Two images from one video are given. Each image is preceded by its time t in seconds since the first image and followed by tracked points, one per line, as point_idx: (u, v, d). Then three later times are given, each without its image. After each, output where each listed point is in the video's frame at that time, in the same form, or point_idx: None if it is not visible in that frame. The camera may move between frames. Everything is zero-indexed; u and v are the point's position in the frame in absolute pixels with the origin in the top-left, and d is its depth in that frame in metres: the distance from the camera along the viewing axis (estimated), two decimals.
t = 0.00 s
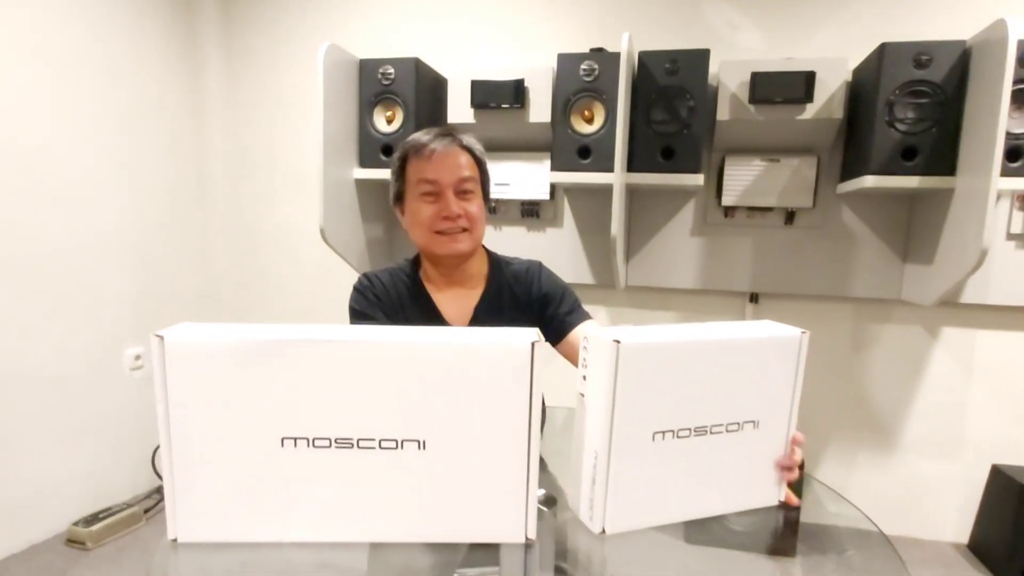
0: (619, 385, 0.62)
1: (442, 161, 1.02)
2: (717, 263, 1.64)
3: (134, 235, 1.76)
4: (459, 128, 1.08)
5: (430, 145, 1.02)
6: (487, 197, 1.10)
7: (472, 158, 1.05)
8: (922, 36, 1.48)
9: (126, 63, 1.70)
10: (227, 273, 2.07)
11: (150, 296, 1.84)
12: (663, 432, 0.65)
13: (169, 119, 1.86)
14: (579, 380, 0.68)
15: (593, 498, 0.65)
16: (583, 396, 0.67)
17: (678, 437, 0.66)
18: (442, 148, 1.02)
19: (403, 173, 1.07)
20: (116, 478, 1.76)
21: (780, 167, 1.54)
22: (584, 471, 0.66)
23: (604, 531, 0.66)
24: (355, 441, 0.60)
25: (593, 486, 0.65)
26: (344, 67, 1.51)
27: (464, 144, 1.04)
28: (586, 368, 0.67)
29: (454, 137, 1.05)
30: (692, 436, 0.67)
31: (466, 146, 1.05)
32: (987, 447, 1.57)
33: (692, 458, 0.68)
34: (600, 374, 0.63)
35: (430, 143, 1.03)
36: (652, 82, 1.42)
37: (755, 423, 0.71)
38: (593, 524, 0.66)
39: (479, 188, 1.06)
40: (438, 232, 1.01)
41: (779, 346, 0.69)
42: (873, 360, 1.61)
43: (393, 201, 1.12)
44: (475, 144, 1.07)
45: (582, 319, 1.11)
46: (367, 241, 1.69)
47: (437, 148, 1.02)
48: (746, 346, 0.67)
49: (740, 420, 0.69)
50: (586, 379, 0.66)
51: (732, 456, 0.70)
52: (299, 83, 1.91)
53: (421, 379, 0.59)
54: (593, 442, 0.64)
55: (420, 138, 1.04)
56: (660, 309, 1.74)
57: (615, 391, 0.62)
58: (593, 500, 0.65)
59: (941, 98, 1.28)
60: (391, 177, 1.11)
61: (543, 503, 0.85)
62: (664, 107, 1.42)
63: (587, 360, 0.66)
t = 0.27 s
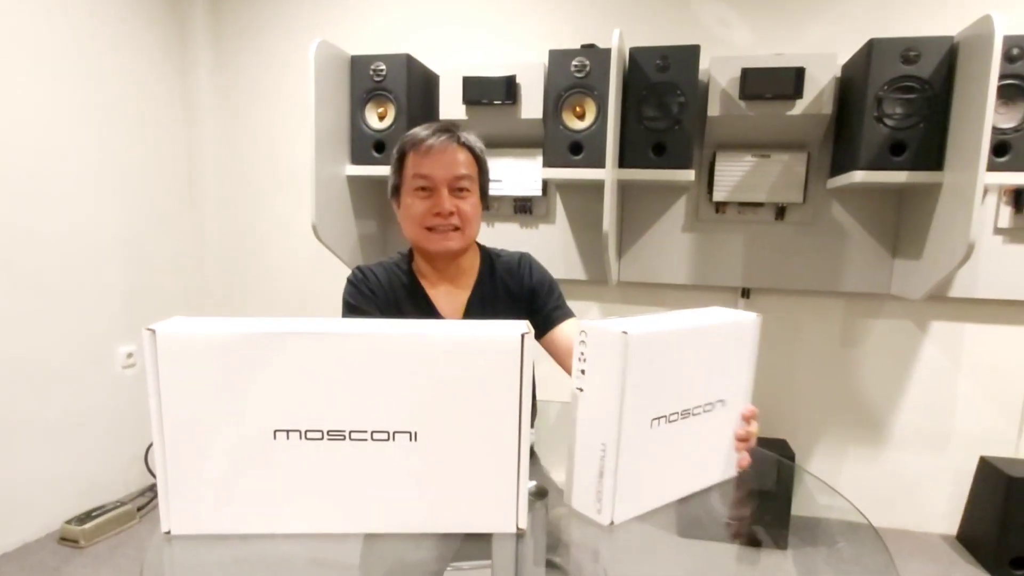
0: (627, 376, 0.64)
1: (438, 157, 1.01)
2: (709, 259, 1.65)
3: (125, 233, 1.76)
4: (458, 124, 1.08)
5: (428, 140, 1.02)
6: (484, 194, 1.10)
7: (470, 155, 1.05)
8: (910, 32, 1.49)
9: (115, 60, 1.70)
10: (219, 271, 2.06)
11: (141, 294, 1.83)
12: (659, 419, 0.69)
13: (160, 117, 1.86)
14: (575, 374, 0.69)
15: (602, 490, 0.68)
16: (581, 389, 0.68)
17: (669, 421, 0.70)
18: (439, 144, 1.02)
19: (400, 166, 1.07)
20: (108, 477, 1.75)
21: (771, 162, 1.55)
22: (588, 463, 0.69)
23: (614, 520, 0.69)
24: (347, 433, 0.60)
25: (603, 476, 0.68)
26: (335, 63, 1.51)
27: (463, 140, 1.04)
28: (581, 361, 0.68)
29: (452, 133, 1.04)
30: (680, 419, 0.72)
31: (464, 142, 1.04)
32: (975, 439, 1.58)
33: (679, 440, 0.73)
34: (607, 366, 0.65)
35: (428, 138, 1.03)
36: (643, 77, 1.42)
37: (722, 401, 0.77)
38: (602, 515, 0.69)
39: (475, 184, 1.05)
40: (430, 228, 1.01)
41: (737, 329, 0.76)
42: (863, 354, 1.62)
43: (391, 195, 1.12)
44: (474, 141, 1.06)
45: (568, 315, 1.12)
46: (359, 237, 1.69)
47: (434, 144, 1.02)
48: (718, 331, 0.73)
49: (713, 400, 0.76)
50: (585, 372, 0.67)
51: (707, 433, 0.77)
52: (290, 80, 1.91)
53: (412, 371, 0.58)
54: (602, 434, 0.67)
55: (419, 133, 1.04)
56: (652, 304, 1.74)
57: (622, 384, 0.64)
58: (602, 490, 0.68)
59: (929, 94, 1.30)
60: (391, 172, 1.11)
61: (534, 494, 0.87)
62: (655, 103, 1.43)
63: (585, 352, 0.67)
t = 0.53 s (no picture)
0: (639, 375, 0.63)
1: (453, 157, 1.00)
2: (705, 257, 1.65)
3: (121, 233, 1.75)
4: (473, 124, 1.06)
5: (443, 140, 1.01)
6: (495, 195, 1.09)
7: (484, 156, 1.04)
8: (905, 30, 1.50)
9: (110, 59, 1.69)
10: (215, 271, 2.06)
11: (137, 294, 1.82)
12: (663, 414, 0.68)
13: (155, 116, 1.85)
14: (580, 375, 0.65)
15: (611, 488, 0.67)
16: (589, 389, 0.65)
17: (670, 417, 0.70)
18: (454, 144, 1.01)
19: (412, 165, 1.06)
20: (105, 478, 1.75)
21: (767, 160, 1.55)
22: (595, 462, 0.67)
23: (622, 518, 0.68)
24: (342, 432, 0.59)
25: (611, 476, 0.67)
26: (331, 62, 1.51)
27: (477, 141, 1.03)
28: (590, 361, 0.65)
29: (467, 132, 1.03)
30: (679, 414, 0.71)
31: (478, 143, 1.03)
32: (971, 436, 1.59)
33: (678, 435, 0.73)
34: (618, 366, 0.63)
35: (443, 137, 1.02)
36: (638, 76, 1.42)
37: (711, 393, 0.78)
38: (611, 514, 0.69)
39: (488, 186, 1.04)
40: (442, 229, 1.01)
41: (725, 321, 0.76)
42: (860, 352, 1.63)
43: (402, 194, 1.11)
44: (488, 141, 1.05)
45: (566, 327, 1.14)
46: (356, 236, 1.68)
47: (448, 144, 1.00)
48: (709, 324, 0.73)
49: (704, 393, 0.76)
50: (593, 372, 0.65)
51: (700, 426, 0.77)
52: (286, 79, 1.90)
53: (408, 370, 0.58)
54: (610, 434, 0.65)
55: (433, 132, 1.03)
56: (649, 303, 1.74)
57: (635, 383, 0.63)
58: (612, 489, 0.67)
59: (925, 92, 1.30)
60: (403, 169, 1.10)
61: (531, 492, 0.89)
62: (651, 101, 1.43)
63: (593, 352, 0.64)
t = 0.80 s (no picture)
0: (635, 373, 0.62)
1: (472, 157, 1.00)
2: (701, 254, 1.65)
3: (114, 231, 1.74)
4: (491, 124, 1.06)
5: (463, 138, 1.01)
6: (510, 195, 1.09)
7: (502, 156, 1.04)
8: (900, 26, 1.49)
9: (103, 56, 1.67)
10: (208, 269, 2.05)
11: (131, 292, 1.81)
12: (660, 412, 0.68)
13: (148, 113, 1.83)
14: (577, 372, 0.65)
15: (607, 487, 0.67)
16: (585, 386, 0.65)
17: (668, 415, 0.69)
18: (474, 143, 1.00)
19: (429, 161, 1.05)
20: (99, 477, 1.74)
21: (762, 157, 1.55)
22: (590, 460, 0.67)
23: (618, 517, 0.68)
24: (335, 431, 0.58)
25: (608, 474, 0.66)
26: (324, 59, 1.50)
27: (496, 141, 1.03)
28: (586, 358, 0.65)
29: (487, 132, 1.03)
30: (675, 412, 0.71)
31: (498, 143, 1.03)
32: (966, 432, 1.59)
33: (675, 433, 0.72)
34: (615, 365, 0.62)
35: (463, 136, 1.01)
36: (634, 72, 1.42)
37: (708, 392, 0.77)
38: (606, 512, 0.68)
39: (505, 186, 1.05)
40: (458, 228, 1.01)
41: (723, 319, 0.76)
42: (855, 348, 1.63)
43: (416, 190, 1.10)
44: (506, 142, 1.05)
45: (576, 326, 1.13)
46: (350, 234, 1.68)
47: (468, 143, 1.00)
48: (705, 321, 0.73)
49: (701, 391, 0.75)
50: (589, 370, 0.64)
51: (698, 424, 0.76)
52: (279, 76, 1.89)
53: (401, 368, 0.57)
54: (607, 432, 0.65)
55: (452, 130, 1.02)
56: (645, 300, 1.74)
57: (630, 380, 0.62)
58: (608, 488, 0.67)
59: (919, 87, 1.30)
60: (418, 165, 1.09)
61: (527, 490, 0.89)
62: (646, 98, 1.42)
63: (589, 349, 0.64)
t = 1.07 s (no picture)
0: (631, 369, 0.62)
1: (471, 153, 0.98)
2: (697, 250, 1.65)
3: (108, 229, 1.72)
4: (491, 119, 1.04)
5: (462, 134, 0.99)
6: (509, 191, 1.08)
7: (502, 152, 1.02)
8: (896, 23, 1.49)
9: (95, 52, 1.66)
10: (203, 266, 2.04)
11: (124, 290, 1.80)
12: (656, 409, 0.67)
13: (141, 110, 1.82)
14: (572, 368, 0.65)
15: (603, 484, 0.66)
16: (580, 383, 0.65)
17: (664, 412, 0.69)
18: (473, 139, 0.98)
19: (428, 157, 1.04)
20: (93, 477, 1.73)
21: (758, 153, 1.54)
22: (587, 457, 0.66)
23: (615, 515, 0.67)
24: (329, 429, 0.58)
25: (604, 471, 0.66)
26: (319, 55, 1.49)
27: (496, 137, 1.01)
28: (582, 354, 0.64)
29: (487, 128, 1.02)
30: (672, 408, 0.70)
31: (497, 139, 1.02)
32: (961, 427, 1.59)
33: (671, 429, 0.72)
34: (611, 361, 0.62)
35: (463, 132, 1.00)
36: (630, 68, 1.41)
37: (705, 389, 0.77)
38: (603, 510, 0.67)
39: (504, 183, 1.03)
40: (456, 225, 1.00)
41: (718, 315, 0.76)
42: (851, 345, 1.63)
43: (416, 185, 1.09)
44: (506, 138, 1.03)
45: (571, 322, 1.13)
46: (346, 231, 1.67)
47: (466, 139, 0.98)
48: (702, 318, 0.72)
49: (698, 387, 0.75)
50: (584, 366, 0.64)
51: (694, 420, 0.76)
52: (274, 73, 1.88)
53: (395, 364, 0.57)
54: (603, 429, 0.64)
55: (450, 126, 1.00)
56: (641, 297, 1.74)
57: (626, 376, 0.62)
58: (603, 485, 0.66)
59: (915, 84, 1.30)
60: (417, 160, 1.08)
61: (522, 487, 0.89)
62: (642, 94, 1.42)
63: (584, 346, 0.64)
